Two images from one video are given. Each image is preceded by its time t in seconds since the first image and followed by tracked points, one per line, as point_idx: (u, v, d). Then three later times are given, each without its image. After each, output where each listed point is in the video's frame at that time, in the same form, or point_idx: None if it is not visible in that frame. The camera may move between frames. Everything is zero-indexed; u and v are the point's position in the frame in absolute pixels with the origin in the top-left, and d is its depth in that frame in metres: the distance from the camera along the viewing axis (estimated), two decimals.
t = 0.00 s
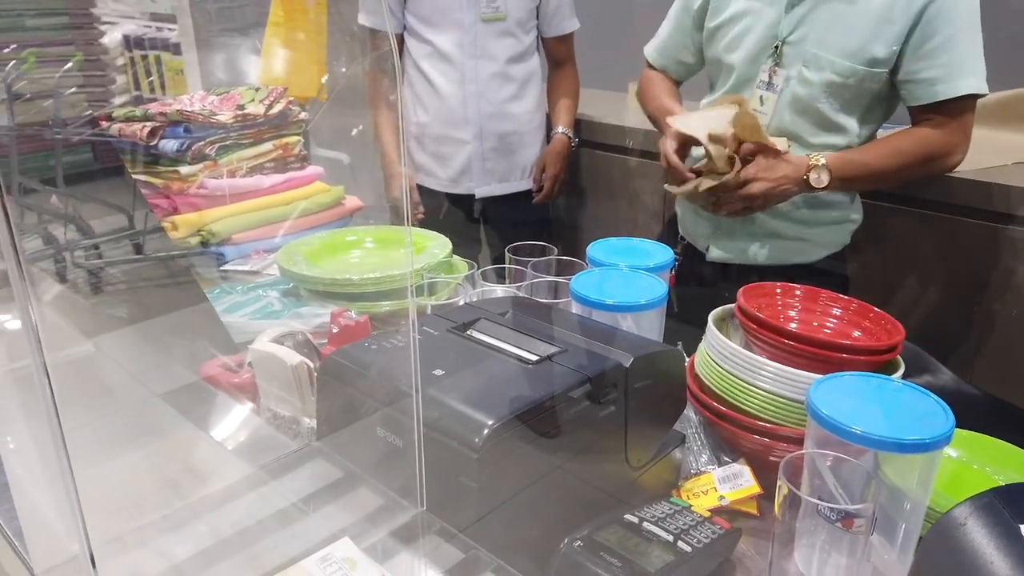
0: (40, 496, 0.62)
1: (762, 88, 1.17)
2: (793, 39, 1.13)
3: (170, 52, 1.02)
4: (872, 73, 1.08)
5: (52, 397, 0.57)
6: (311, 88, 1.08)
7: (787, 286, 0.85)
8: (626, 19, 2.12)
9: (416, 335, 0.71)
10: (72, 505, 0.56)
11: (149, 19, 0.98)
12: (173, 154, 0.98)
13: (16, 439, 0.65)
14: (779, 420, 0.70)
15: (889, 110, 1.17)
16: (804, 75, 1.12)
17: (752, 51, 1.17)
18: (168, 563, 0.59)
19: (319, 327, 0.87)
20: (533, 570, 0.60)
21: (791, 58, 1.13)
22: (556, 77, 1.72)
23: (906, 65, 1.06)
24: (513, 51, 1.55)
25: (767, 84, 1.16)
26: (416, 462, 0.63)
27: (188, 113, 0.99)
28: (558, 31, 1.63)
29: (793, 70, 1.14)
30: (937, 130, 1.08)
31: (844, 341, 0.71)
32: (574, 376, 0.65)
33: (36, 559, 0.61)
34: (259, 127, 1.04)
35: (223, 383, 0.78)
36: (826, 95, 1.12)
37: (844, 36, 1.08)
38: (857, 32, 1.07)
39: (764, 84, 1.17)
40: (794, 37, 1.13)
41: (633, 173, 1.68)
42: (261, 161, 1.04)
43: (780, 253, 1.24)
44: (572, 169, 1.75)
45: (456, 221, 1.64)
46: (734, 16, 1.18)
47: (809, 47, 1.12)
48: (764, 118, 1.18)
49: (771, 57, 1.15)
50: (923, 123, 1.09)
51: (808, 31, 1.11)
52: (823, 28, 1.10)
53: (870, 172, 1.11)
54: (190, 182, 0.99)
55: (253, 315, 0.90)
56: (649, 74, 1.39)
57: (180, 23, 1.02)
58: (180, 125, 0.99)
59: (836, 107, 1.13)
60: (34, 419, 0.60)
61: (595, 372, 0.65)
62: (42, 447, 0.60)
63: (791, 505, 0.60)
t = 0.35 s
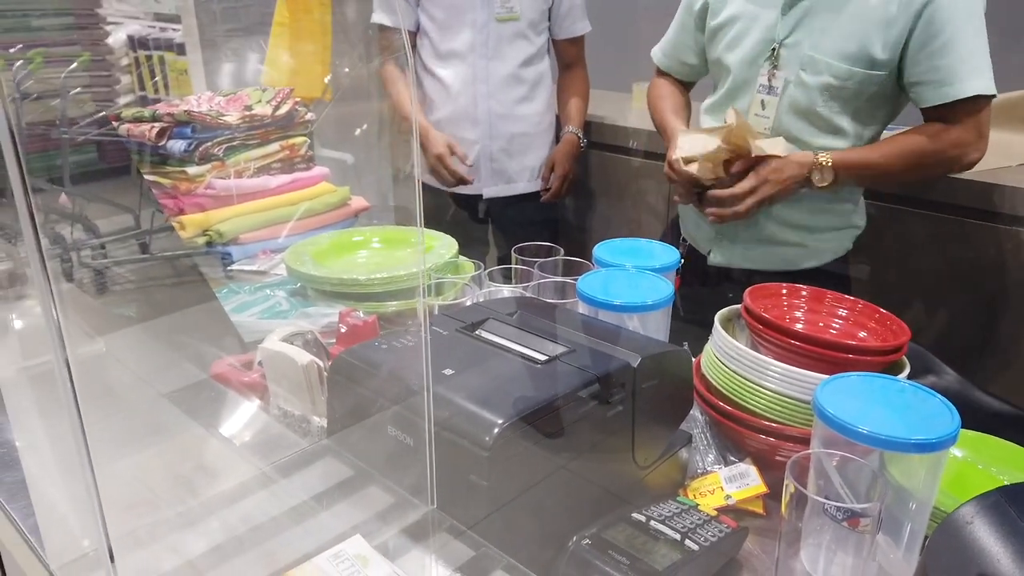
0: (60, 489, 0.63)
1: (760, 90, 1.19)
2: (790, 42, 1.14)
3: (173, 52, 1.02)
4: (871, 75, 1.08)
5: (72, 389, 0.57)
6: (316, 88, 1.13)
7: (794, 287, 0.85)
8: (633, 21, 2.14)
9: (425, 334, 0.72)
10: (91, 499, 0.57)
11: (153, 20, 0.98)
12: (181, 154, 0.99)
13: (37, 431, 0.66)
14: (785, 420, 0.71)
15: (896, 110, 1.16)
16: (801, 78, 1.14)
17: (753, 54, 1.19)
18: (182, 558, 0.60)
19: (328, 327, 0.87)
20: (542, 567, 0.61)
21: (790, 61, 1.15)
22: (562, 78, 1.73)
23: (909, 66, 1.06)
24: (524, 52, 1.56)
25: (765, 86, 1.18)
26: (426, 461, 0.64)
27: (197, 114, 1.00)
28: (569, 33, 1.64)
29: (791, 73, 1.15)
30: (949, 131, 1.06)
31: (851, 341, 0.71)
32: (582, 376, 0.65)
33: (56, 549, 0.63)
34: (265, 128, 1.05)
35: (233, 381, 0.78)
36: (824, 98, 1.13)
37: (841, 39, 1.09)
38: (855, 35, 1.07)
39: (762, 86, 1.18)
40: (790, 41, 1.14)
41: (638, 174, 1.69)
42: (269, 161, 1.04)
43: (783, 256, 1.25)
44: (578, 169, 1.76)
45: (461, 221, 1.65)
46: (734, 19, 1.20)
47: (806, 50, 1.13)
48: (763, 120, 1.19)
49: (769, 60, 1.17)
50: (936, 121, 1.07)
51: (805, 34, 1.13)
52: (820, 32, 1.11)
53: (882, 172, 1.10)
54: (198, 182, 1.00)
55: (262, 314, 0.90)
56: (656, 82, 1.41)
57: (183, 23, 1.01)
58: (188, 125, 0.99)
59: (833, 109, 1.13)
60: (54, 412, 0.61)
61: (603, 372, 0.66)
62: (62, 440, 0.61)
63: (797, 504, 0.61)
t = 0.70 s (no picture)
0: (70, 485, 0.63)
1: (709, 95, 1.21)
2: (734, 45, 1.17)
3: (177, 51, 1.00)
4: (818, 64, 1.12)
5: (85, 385, 0.57)
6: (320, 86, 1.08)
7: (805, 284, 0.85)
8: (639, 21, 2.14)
9: (437, 331, 0.72)
10: (103, 499, 0.57)
11: (156, 19, 0.97)
12: (186, 152, 0.96)
13: (44, 428, 0.66)
14: (797, 418, 0.70)
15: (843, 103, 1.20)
16: (750, 78, 1.16)
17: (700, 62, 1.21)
18: (192, 556, 0.59)
19: (335, 325, 0.87)
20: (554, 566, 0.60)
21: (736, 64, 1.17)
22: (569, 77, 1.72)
23: (851, 55, 1.09)
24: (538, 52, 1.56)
25: (714, 90, 1.20)
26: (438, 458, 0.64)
27: (202, 112, 0.97)
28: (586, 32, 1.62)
29: (737, 75, 1.17)
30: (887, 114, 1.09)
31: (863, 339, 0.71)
32: (596, 372, 0.65)
33: (66, 546, 0.63)
34: (272, 125, 1.02)
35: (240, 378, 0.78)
36: (773, 95, 1.16)
37: (782, 35, 1.12)
38: (796, 29, 1.11)
39: (710, 91, 1.21)
40: (734, 43, 1.17)
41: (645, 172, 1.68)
42: (275, 160, 1.02)
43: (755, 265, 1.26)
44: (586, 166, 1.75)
45: (467, 219, 1.64)
46: (681, 29, 1.24)
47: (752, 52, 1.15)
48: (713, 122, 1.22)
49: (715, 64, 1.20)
50: (877, 105, 1.10)
51: (746, 36, 1.16)
52: (761, 31, 1.14)
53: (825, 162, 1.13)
54: (204, 180, 0.97)
55: (269, 313, 0.90)
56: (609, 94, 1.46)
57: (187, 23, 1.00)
58: (193, 123, 0.97)
59: (784, 105, 1.16)
60: (65, 410, 0.61)
61: (615, 369, 0.66)
62: (71, 438, 0.61)
63: (811, 503, 0.60)
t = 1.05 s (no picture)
0: (94, 478, 0.64)
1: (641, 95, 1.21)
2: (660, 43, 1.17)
3: (185, 51, 0.95)
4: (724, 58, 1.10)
5: (122, 372, 0.53)
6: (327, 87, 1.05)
7: (824, 281, 0.86)
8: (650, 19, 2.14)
9: (459, 325, 0.73)
10: (136, 487, 0.56)
11: (165, 19, 0.91)
12: (201, 148, 0.97)
13: (66, 423, 0.67)
14: (815, 413, 0.70)
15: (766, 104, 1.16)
16: (675, 74, 1.15)
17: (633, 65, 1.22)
18: (219, 545, 0.60)
19: (352, 320, 0.86)
20: (577, 559, 0.61)
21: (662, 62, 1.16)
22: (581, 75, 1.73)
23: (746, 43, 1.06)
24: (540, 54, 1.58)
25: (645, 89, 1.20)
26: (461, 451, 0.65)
27: (217, 109, 0.98)
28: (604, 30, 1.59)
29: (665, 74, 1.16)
30: (750, 100, 1.03)
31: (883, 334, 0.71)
32: (617, 367, 0.65)
33: (97, 539, 0.64)
34: (286, 123, 1.04)
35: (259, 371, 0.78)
36: (695, 90, 1.14)
37: (698, 28, 1.11)
38: (707, 22, 1.10)
39: (642, 91, 1.21)
40: (660, 41, 1.17)
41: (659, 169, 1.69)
42: (288, 156, 1.04)
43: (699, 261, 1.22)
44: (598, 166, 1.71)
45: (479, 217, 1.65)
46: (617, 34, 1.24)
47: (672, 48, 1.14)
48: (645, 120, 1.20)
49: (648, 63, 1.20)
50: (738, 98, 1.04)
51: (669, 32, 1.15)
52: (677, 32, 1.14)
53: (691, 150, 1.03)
54: (218, 176, 0.98)
55: (285, 308, 0.89)
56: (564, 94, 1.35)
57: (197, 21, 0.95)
58: (208, 119, 0.97)
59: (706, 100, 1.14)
60: (84, 404, 0.62)
61: (638, 363, 0.65)
62: (102, 435, 0.61)
63: (834, 498, 0.60)
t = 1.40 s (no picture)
0: (114, 471, 0.64)
1: (630, 100, 1.16)
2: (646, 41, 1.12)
3: (200, 51, 0.86)
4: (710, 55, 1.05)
5: (145, 376, 0.53)
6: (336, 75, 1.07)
7: (840, 280, 0.86)
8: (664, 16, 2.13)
9: (476, 322, 0.73)
10: (157, 480, 0.55)
11: (180, 17, 0.82)
12: (217, 146, 0.93)
13: (85, 417, 0.67)
14: (831, 412, 0.70)
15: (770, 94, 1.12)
16: (667, 73, 1.10)
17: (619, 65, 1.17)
18: (237, 539, 0.61)
19: (367, 318, 0.86)
20: (592, 556, 0.61)
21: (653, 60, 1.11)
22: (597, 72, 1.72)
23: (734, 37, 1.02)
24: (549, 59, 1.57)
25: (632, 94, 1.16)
26: (477, 447, 0.66)
27: (234, 108, 0.96)
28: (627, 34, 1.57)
29: (650, 73, 1.12)
30: (730, 94, 1.02)
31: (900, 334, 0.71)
32: (633, 364, 0.65)
33: (116, 532, 0.64)
34: (300, 122, 1.03)
35: (275, 366, 0.78)
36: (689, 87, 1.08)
37: (686, 25, 1.07)
38: (697, 17, 1.06)
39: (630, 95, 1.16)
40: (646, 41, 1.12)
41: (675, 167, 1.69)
42: (303, 155, 1.03)
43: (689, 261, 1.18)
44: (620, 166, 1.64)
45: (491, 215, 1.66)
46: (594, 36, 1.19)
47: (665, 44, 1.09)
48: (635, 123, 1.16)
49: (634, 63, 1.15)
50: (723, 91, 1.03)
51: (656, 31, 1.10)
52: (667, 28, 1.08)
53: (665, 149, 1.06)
54: (233, 174, 0.95)
55: (298, 305, 0.89)
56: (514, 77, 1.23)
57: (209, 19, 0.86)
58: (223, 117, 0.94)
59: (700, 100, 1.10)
60: (103, 399, 0.63)
61: (653, 361, 0.65)
62: (125, 430, 0.60)
63: (849, 498, 0.60)
